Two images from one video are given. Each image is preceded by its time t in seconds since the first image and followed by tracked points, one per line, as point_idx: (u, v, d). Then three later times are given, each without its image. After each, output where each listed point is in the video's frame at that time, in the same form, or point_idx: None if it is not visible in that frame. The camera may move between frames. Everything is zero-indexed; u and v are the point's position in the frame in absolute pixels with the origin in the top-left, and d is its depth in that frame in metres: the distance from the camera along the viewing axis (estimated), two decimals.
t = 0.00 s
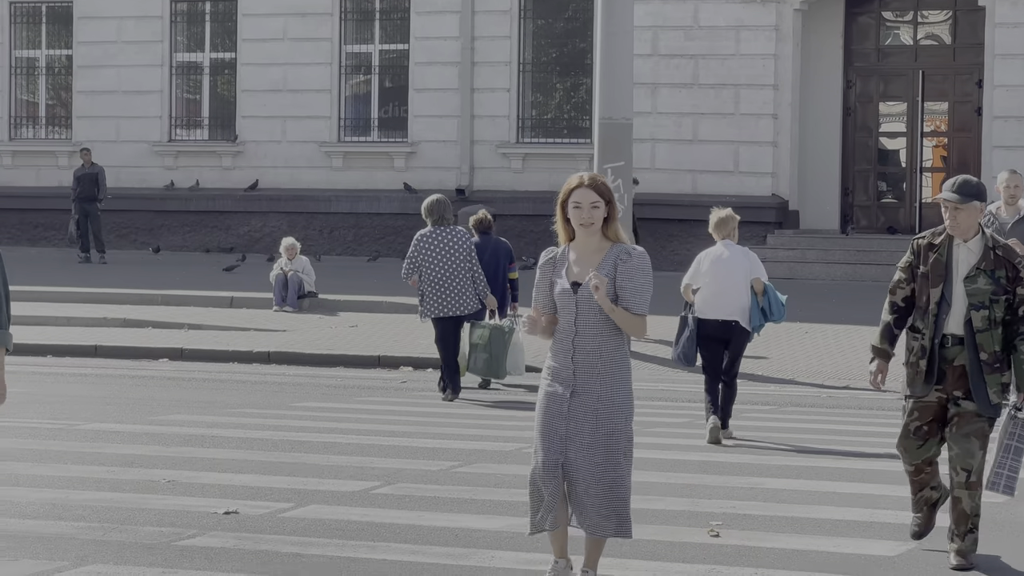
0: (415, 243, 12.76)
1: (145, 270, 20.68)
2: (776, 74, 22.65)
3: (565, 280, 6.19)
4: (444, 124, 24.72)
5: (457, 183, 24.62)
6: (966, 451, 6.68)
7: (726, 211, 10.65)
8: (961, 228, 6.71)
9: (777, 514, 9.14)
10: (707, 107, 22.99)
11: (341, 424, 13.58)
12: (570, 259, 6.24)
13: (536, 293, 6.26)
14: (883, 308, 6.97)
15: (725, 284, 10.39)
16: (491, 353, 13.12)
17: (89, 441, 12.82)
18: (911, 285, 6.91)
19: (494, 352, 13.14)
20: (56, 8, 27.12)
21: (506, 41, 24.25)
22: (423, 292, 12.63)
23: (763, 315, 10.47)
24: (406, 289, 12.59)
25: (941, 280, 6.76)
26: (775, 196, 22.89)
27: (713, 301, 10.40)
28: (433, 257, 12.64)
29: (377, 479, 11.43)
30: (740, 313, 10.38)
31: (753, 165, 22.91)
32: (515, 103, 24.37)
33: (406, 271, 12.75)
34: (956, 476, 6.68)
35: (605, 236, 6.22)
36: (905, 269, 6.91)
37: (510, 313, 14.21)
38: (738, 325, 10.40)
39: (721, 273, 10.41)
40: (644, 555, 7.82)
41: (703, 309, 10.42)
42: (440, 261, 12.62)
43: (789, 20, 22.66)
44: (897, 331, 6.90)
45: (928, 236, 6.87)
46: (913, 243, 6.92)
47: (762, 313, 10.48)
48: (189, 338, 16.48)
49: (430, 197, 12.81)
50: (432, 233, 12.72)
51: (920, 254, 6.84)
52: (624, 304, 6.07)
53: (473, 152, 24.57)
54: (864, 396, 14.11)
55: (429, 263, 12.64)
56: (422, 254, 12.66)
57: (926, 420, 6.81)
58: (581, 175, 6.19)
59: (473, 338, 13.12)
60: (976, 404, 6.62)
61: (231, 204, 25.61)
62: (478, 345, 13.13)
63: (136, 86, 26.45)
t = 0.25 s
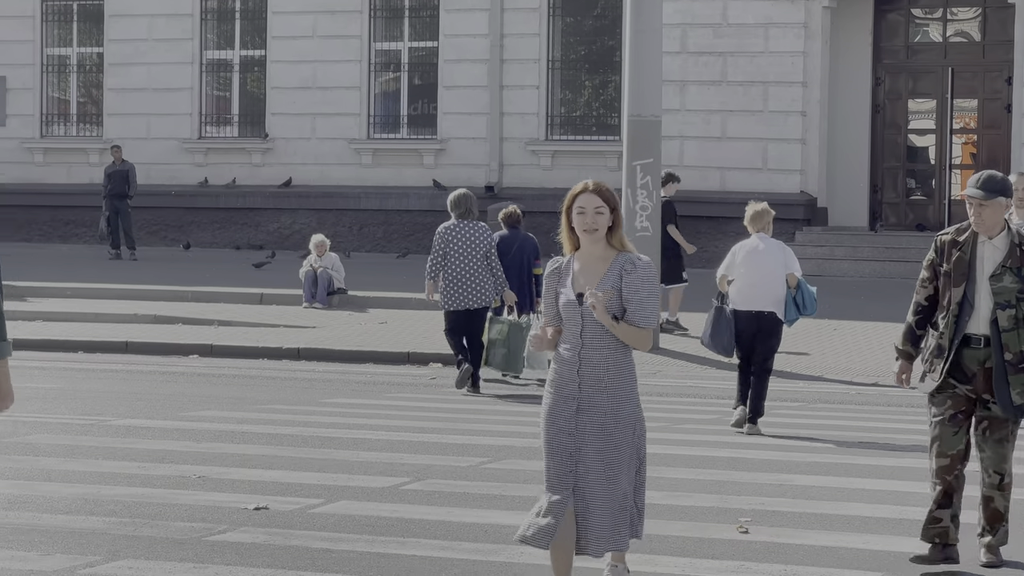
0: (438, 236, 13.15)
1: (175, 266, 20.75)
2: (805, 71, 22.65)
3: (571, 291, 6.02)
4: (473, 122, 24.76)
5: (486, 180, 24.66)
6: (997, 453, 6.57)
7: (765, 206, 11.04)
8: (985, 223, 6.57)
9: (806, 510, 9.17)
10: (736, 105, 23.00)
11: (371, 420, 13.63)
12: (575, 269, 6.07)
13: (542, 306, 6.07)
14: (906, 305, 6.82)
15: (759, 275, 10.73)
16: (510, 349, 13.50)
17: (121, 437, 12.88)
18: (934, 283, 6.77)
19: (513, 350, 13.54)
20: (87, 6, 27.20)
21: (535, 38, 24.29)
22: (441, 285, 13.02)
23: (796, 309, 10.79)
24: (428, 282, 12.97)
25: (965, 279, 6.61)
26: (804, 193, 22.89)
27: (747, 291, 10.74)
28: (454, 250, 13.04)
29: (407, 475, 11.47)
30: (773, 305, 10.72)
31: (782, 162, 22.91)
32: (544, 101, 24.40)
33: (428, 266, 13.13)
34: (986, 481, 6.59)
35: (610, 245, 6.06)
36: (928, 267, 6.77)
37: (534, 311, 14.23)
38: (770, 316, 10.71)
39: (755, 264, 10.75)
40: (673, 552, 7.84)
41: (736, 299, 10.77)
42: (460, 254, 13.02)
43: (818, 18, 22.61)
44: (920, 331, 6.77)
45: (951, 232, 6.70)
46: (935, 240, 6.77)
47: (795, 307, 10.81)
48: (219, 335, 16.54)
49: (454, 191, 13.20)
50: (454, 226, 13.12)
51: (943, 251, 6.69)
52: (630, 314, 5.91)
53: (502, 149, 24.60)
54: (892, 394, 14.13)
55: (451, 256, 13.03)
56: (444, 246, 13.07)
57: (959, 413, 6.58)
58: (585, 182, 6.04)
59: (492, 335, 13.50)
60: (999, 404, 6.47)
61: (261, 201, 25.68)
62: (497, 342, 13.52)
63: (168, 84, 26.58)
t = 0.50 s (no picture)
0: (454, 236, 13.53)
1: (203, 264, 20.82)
2: (832, 69, 22.65)
3: (574, 282, 5.92)
4: (501, 120, 24.80)
5: (515, 178, 24.70)
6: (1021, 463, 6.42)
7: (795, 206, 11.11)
8: (997, 228, 6.39)
9: (834, 507, 9.20)
10: (763, 103, 23.01)
11: (399, 417, 13.67)
12: (577, 260, 5.97)
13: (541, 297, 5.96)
14: (923, 313, 6.67)
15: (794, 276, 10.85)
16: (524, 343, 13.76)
17: (151, 433, 12.93)
18: (949, 291, 6.59)
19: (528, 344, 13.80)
20: (117, 5, 27.31)
21: (562, 37, 24.32)
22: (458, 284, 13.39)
23: (827, 308, 11.00)
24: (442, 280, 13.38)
25: (978, 285, 6.42)
26: (831, 191, 22.89)
27: (781, 292, 10.85)
28: (467, 250, 13.43)
29: (434, 472, 11.51)
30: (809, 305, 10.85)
31: (809, 160, 22.91)
32: (572, 99, 24.42)
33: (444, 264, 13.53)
34: (1006, 485, 6.53)
35: (614, 236, 5.98)
36: (941, 275, 6.60)
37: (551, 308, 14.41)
38: (805, 315, 10.84)
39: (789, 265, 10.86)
40: (701, 549, 7.87)
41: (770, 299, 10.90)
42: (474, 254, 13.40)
43: (845, 15, 22.66)
44: (934, 341, 6.63)
45: (964, 238, 6.53)
46: (949, 247, 6.60)
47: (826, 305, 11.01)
48: (247, 332, 16.60)
49: (469, 193, 13.53)
50: (469, 226, 13.48)
51: (956, 256, 6.51)
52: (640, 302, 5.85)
53: (530, 147, 24.63)
54: (919, 392, 14.14)
55: (465, 255, 13.42)
56: (459, 247, 13.46)
57: (980, 421, 6.35)
58: (588, 173, 5.95)
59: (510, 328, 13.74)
60: (1015, 412, 6.29)
61: (290, 199, 25.75)
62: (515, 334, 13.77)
63: (196, 82, 26.65)
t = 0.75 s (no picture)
0: (467, 234, 13.67)
1: (232, 263, 20.87)
2: (861, 67, 22.64)
3: (579, 289, 5.62)
4: (529, 119, 24.82)
5: (542, 177, 24.73)
6: None
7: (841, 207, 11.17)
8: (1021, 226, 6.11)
9: (865, 505, 9.21)
10: (791, 101, 23.01)
11: (429, 415, 13.70)
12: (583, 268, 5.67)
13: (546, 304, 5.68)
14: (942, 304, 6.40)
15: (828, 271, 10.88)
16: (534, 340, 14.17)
17: (181, 431, 12.98)
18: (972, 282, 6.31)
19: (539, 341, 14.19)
20: (146, 5, 27.41)
21: (590, 36, 24.34)
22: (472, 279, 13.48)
23: (864, 301, 10.88)
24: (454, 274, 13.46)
25: (1003, 283, 6.18)
26: (859, 189, 22.88)
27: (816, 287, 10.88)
28: (478, 246, 13.55)
29: (464, 470, 11.54)
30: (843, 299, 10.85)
31: (837, 158, 22.89)
32: (600, 98, 24.44)
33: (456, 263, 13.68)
34: None
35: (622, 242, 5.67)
36: (963, 267, 6.32)
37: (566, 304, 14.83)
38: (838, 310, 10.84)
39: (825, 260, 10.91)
40: (732, 547, 7.88)
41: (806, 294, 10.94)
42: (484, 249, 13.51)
43: (874, 14, 22.64)
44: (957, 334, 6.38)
45: (987, 231, 6.26)
46: (972, 237, 6.32)
47: (864, 299, 10.89)
48: (276, 330, 16.64)
49: (482, 191, 13.72)
50: (480, 224, 13.62)
51: (980, 250, 6.24)
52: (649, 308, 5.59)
53: (558, 146, 24.66)
54: (949, 390, 14.14)
55: (475, 252, 13.55)
56: (470, 243, 13.60)
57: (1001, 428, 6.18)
58: (596, 175, 5.67)
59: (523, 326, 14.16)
60: None
61: (318, 198, 25.80)
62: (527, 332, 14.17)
63: (225, 81, 26.71)
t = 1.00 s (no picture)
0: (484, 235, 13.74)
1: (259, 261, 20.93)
2: (886, 66, 22.65)
3: (584, 289, 5.58)
4: (555, 118, 24.85)
5: (568, 176, 24.76)
6: None
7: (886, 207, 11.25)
8: None
9: (894, 505, 9.22)
10: (817, 100, 23.04)
11: (458, 414, 13.73)
12: (590, 267, 5.62)
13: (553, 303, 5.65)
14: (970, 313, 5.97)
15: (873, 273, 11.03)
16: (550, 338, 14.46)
17: (211, 430, 13.03)
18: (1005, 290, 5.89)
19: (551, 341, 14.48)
20: (172, 5, 27.47)
21: (616, 35, 24.35)
22: (491, 278, 13.48)
23: (906, 304, 11.08)
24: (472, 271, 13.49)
25: None
26: (885, 188, 22.88)
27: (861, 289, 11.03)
28: (495, 246, 13.62)
29: (495, 469, 11.57)
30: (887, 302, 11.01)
31: (862, 157, 22.89)
32: (625, 97, 24.46)
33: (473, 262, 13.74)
34: None
35: (630, 241, 5.60)
36: (995, 274, 5.88)
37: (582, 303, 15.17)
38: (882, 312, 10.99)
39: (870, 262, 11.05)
40: (762, 546, 7.92)
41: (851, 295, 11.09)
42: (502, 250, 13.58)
43: (900, 13, 22.62)
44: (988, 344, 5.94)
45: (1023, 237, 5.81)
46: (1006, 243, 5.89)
47: (905, 301, 11.09)
48: (304, 329, 16.68)
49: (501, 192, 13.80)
50: (498, 225, 13.69)
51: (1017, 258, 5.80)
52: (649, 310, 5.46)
53: (584, 145, 24.69)
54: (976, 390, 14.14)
55: (491, 252, 13.61)
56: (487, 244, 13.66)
57: None
58: (600, 173, 5.60)
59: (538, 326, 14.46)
60: None
61: (343, 197, 25.85)
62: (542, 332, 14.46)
63: (251, 80, 26.75)
